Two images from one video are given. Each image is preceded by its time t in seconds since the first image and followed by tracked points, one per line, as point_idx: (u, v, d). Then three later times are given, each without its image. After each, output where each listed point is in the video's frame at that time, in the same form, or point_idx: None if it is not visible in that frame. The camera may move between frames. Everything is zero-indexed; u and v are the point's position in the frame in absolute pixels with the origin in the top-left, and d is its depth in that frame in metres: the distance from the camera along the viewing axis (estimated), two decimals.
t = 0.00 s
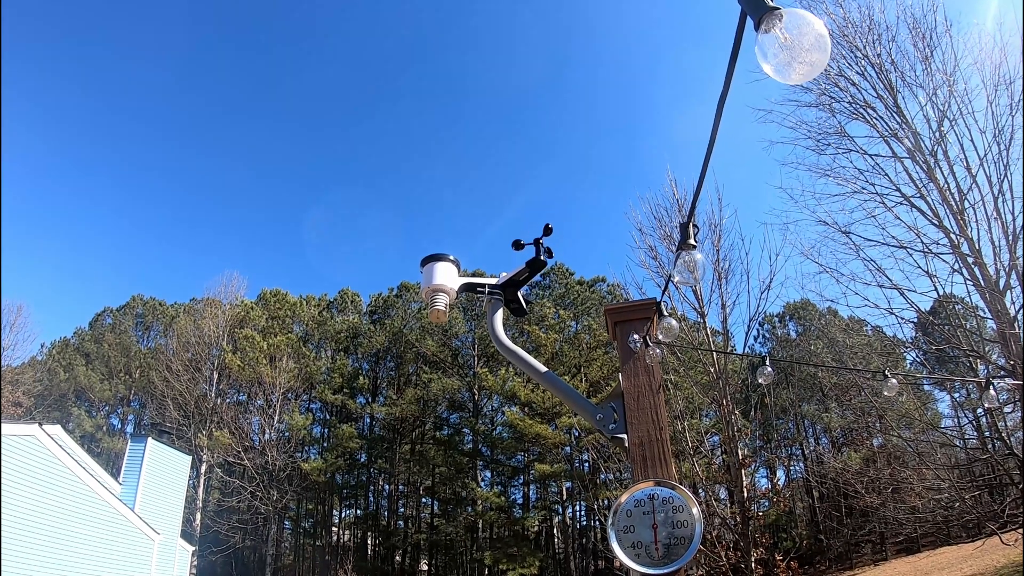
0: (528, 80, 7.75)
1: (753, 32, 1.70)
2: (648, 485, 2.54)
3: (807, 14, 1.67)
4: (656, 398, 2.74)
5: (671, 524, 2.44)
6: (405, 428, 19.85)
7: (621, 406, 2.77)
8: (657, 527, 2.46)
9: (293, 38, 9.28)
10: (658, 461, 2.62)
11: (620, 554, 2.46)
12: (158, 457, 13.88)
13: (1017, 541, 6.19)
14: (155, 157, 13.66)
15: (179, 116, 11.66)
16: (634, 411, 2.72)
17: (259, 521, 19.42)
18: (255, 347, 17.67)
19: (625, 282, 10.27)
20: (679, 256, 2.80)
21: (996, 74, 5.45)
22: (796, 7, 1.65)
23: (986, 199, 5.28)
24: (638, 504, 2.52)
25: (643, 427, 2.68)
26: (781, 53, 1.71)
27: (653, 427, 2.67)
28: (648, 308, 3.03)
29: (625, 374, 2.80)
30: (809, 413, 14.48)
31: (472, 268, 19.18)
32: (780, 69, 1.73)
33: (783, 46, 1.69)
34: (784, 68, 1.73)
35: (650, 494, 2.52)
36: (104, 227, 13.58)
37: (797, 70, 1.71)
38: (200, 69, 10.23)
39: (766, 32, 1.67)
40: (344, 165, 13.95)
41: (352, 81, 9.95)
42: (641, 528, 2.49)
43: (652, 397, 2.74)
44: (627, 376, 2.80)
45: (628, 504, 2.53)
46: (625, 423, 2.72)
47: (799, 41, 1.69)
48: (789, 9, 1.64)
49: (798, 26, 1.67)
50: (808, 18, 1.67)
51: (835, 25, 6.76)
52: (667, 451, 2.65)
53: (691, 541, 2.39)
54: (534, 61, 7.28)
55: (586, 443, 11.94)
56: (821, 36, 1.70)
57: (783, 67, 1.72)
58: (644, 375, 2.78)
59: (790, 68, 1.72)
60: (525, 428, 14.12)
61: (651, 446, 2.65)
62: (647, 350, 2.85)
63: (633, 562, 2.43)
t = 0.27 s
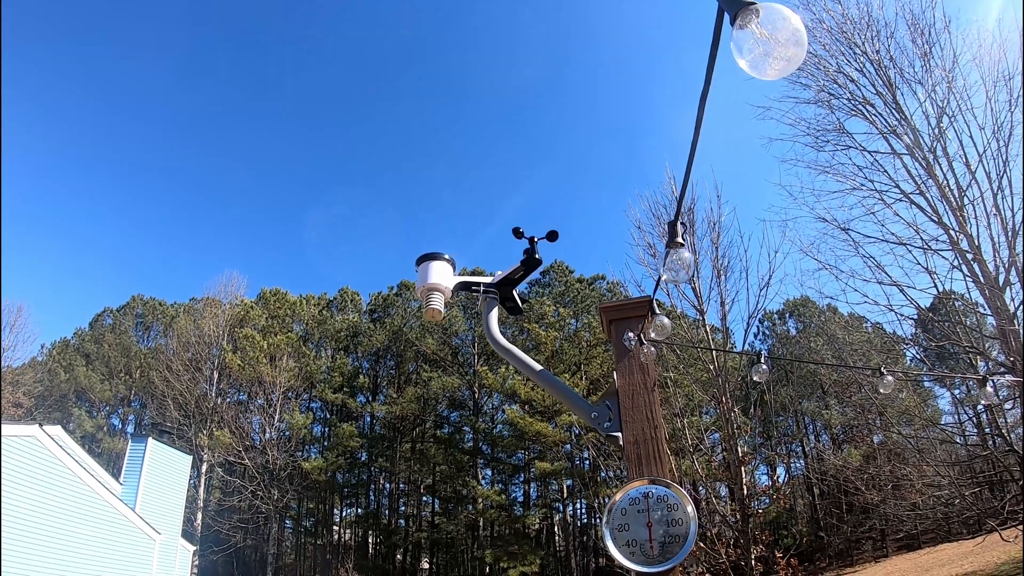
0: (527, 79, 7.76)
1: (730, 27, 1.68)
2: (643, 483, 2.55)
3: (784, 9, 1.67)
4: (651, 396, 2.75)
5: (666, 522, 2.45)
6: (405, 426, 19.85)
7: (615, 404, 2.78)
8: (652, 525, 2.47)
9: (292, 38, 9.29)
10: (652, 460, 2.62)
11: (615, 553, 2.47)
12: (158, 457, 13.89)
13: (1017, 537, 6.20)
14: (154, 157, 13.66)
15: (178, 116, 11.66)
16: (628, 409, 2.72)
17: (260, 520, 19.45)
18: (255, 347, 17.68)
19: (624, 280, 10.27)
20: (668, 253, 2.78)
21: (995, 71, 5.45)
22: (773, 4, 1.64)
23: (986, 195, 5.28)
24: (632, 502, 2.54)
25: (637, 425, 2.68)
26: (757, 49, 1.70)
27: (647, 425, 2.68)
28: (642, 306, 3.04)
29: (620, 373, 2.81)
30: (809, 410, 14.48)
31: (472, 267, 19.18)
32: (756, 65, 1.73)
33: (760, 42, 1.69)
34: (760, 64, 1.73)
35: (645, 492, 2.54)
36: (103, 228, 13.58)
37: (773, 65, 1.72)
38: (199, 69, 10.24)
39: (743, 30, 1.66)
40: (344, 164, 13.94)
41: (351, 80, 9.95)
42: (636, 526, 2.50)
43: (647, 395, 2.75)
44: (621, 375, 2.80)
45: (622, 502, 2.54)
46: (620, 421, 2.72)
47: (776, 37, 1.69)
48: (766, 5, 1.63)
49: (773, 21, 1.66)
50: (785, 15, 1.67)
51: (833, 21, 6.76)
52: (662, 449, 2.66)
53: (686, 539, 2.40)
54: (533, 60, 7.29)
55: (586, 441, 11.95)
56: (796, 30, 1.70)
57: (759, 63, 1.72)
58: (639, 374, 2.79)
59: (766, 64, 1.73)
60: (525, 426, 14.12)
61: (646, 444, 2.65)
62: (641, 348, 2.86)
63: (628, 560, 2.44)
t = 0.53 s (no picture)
0: (525, 79, 7.78)
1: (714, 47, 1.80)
2: (639, 486, 2.55)
3: (765, 32, 1.78)
4: (647, 398, 2.74)
5: (662, 525, 2.46)
6: (405, 426, 19.84)
7: (611, 407, 2.79)
8: (648, 528, 2.48)
9: (291, 39, 9.32)
10: (648, 462, 2.63)
11: (611, 555, 2.47)
12: (158, 457, 13.89)
13: (1016, 535, 6.20)
14: (153, 158, 13.66)
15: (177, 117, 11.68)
16: (624, 412, 2.73)
17: (260, 521, 19.43)
18: (255, 348, 17.69)
19: (623, 279, 10.29)
20: (663, 257, 2.80)
21: (993, 69, 5.46)
22: (755, 25, 1.76)
23: (984, 193, 5.29)
24: (628, 505, 2.54)
25: (633, 428, 2.69)
26: (740, 68, 1.81)
27: (643, 428, 2.69)
28: (638, 308, 3.05)
29: (615, 376, 2.81)
30: (808, 408, 14.48)
31: (471, 267, 19.17)
32: (739, 84, 1.83)
33: (743, 61, 1.80)
34: (743, 83, 1.82)
35: (641, 495, 2.54)
36: (101, 229, 13.57)
37: (755, 85, 1.81)
38: (198, 70, 10.26)
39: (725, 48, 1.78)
40: (342, 165, 13.94)
41: (349, 81, 9.97)
42: (632, 528, 2.51)
43: (643, 398, 2.75)
44: (616, 378, 2.81)
45: (618, 505, 2.55)
46: (615, 424, 2.74)
47: (758, 58, 1.80)
48: (748, 26, 1.75)
49: (755, 41, 1.77)
50: (766, 37, 1.78)
51: (831, 20, 6.77)
52: (658, 452, 2.66)
53: (681, 542, 2.40)
54: (531, 60, 7.31)
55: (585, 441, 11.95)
56: (779, 53, 1.79)
57: (741, 81, 1.82)
58: (635, 377, 2.79)
59: (750, 82, 1.81)
60: (525, 425, 14.14)
61: (642, 447, 2.66)
62: (637, 351, 2.86)
63: (624, 563, 2.44)
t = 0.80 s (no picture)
0: (525, 79, 7.79)
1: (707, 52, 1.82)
2: (637, 487, 2.55)
3: (757, 37, 1.81)
4: (645, 400, 2.75)
5: (660, 526, 2.46)
6: (404, 427, 19.83)
7: (609, 409, 2.79)
8: (647, 529, 2.48)
9: (290, 40, 9.31)
10: (646, 464, 2.63)
11: (610, 557, 2.47)
12: (158, 459, 13.89)
13: (1016, 534, 6.21)
14: (151, 159, 13.64)
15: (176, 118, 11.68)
16: (622, 413, 2.73)
17: (259, 522, 19.42)
18: (254, 349, 17.68)
19: (622, 279, 10.29)
20: (662, 259, 2.83)
21: (991, 68, 5.47)
22: (747, 30, 1.79)
23: (982, 192, 5.30)
24: (627, 506, 2.53)
25: (631, 429, 2.69)
26: (734, 71, 1.83)
27: (641, 429, 2.69)
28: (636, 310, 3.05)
29: (613, 378, 2.82)
30: (807, 408, 14.49)
31: (470, 267, 19.18)
32: (732, 89, 1.85)
33: (736, 66, 1.82)
34: (736, 87, 1.85)
35: (639, 497, 2.53)
36: (100, 230, 13.56)
37: (747, 89, 1.85)
38: (197, 70, 10.26)
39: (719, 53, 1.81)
40: (341, 165, 13.93)
41: (349, 81, 9.97)
42: (630, 530, 2.51)
43: (641, 399, 2.75)
44: (615, 379, 2.81)
45: (616, 507, 2.54)
46: (613, 425, 2.74)
47: (750, 63, 1.83)
48: (741, 31, 1.78)
49: (747, 47, 1.81)
50: (758, 42, 1.82)
51: (829, 20, 6.78)
52: (656, 453, 2.66)
53: (679, 543, 2.41)
54: (531, 60, 7.32)
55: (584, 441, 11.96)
56: (768, 57, 1.84)
57: (734, 86, 1.85)
58: (633, 378, 2.79)
59: (743, 86, 1.84)
60: (524, 426, 14.14)
61: (640, 448, 2.67)
62: (635, 352, 2.87)
63: (623, 564, 2.45)
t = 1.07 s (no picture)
0: (525, 80, 7.80)
1: (732, 51, 1.80)
2: (643, 485, 2.56)
3: (782, 35, 1.79)
4: (650, 398, 2.76)
5: (665, 524, 2.46)
6: (403, 427, 19.80)
7: (614, 407, 2.79)
8: (652, 527, 2.48)
9: (290, 39, 9.31)
10: (651, 462, 2.64)
11: (615, 554, 2.48)
12: (156, 458, 13.87)
13: (1014, 536, 6.21)
14: (150, 158, 13.62)
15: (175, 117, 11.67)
16: (627, 412, 2.74)
17: (258, 522, 19.41)
18: (252, 348, 17.66)
19: (622, 280, 10.28)
20: (671, 259, 2.82)
21: (990, 71, 5.48)
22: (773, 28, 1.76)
23: (981, 194, 5.30)
24: (632, 504, 2.54)
25: (636, 428, 2.69)
26: (760, 69, 1.81)
27: (646, 427, 2.69)
28: (640, 310, 3.07)
29: (618, 376, 2.83)
30: (806, 409, 14.48)
31: (469, 267, 19.17)
32: (757, 86, 1.84)
33: (762, 64, 1.80)
34: (762, 85, 1.83)
35: (644, 495, 2.54)
36: (99, 229, 13.54)
37: (773, 87, 1.82)
38: (196, 69, 10.26)
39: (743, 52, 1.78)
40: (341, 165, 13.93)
41: (349, 82, 9.99)
42: (635, 527, 2.51)
43: (645, 398, 2.77)
44: (619, 378, 2.82)
45: (621, 505, 2.55)
46: (619, 424, 2.74)
47: (775, 60, 1.81)
48: (766, 29, 1.75)
49: (773, 43, 1.78)
50: (783, 39, 1.79)
51: (829, 22, 6.79)
52: (660, 451, 2.66)
53: (685, 540, 2.40)
54: (531, 60, 7.33)
55: (583, 441, 11.95)
56: (794, 54, 1.81)
57: (760, 83, 1.83)
58: (637, 377, 2.80)
59: (769, 84, 1.82)
60: (523, 426, 14.15)
61: (646, 447, 2.67)
62: (640, 351, 2.88)
63: (628, 562, 2.45)
